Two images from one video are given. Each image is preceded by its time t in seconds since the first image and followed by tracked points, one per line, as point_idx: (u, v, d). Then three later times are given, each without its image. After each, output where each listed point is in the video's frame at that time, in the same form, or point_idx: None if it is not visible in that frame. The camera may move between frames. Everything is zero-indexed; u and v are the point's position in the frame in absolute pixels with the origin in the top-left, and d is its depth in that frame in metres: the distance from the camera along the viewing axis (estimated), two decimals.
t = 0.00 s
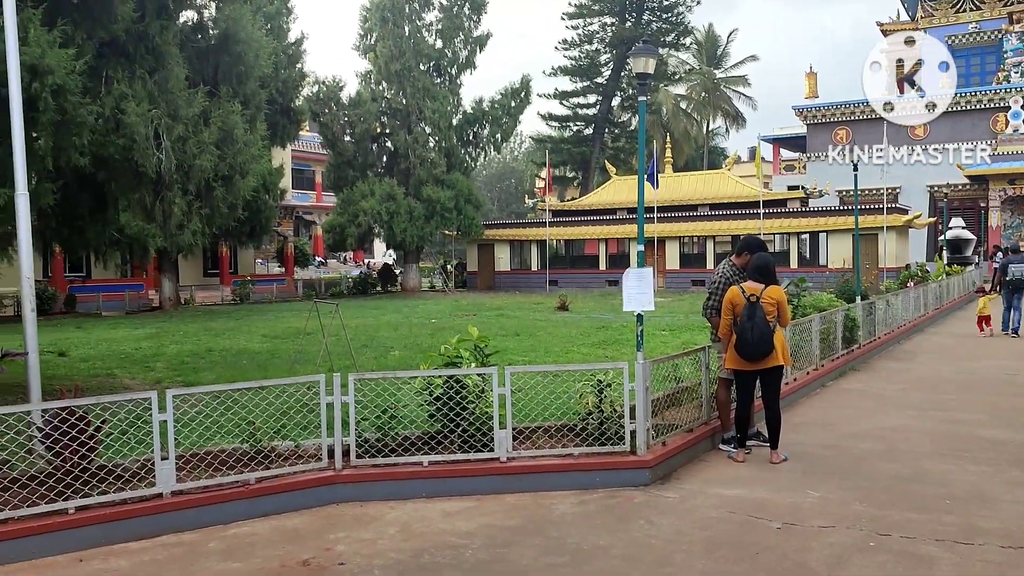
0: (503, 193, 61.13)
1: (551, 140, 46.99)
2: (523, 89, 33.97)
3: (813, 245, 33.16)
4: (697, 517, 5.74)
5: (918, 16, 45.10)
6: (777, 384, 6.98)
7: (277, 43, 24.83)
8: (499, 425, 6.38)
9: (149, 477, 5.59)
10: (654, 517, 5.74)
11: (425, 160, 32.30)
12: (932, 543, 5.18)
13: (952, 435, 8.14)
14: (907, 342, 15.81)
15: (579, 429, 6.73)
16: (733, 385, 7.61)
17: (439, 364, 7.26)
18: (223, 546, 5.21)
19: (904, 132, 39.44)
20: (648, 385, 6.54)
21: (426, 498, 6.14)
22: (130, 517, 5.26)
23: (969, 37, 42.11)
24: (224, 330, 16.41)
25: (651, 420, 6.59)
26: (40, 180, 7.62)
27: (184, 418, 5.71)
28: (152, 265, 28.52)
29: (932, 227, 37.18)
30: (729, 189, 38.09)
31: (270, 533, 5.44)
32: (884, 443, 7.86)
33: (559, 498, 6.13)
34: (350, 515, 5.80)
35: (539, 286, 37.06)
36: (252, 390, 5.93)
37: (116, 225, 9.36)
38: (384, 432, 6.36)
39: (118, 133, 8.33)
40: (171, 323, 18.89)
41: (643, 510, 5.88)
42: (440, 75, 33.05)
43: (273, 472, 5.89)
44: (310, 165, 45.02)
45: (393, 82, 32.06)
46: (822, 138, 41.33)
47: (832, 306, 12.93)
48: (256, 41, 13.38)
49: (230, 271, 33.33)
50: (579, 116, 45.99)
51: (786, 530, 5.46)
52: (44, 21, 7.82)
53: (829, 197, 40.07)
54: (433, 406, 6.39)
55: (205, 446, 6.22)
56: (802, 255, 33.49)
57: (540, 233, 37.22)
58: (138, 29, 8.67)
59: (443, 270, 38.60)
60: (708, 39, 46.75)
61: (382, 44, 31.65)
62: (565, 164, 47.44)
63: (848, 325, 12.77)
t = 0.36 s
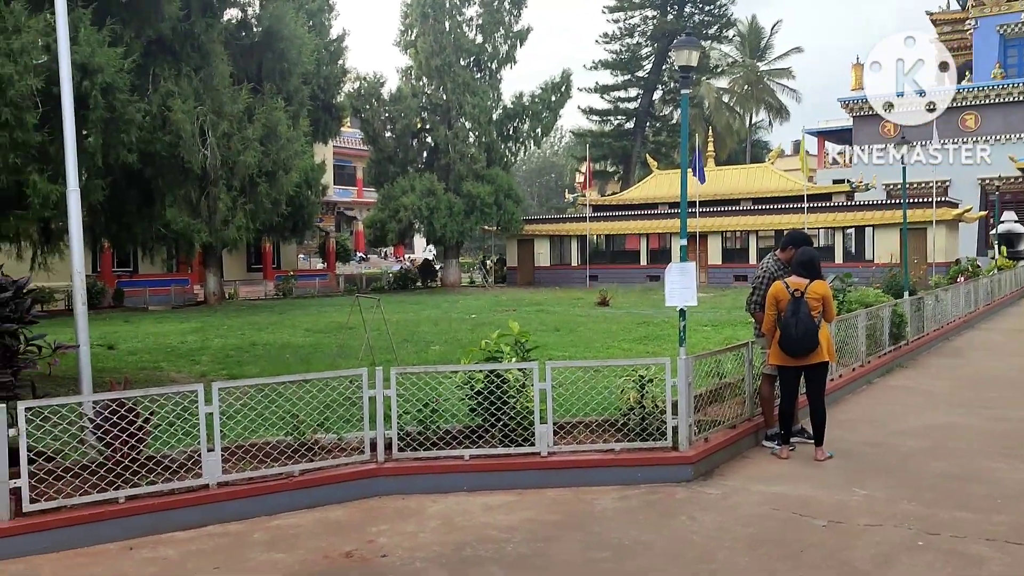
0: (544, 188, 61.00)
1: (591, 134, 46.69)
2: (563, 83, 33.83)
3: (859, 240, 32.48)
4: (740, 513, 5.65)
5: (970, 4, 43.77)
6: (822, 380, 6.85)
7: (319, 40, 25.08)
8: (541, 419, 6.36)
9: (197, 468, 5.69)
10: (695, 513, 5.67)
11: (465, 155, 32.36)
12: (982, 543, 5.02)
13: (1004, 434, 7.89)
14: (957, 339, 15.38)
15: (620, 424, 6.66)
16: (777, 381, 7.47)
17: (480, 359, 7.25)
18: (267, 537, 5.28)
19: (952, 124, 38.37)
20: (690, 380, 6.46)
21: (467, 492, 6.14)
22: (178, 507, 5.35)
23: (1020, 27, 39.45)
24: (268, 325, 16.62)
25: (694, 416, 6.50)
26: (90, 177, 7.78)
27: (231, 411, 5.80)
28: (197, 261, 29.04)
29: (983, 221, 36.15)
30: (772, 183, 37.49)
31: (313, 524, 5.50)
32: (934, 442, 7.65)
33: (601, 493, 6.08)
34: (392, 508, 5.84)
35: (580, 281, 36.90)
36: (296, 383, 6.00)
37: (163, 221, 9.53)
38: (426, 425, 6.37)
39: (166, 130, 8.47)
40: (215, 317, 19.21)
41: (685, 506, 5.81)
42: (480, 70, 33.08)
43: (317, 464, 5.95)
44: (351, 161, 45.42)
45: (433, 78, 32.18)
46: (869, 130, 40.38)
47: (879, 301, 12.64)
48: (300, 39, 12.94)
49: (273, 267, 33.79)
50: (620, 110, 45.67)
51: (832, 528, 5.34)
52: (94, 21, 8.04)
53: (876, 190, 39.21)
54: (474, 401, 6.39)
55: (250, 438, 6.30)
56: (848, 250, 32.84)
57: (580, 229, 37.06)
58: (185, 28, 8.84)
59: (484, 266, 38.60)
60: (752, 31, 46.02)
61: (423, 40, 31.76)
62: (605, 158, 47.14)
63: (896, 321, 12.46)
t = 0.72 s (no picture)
0: (584, 184, 60.77)
1: (632, 131, 46.31)
2: (604, 80, 33.64)
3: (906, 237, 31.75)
4: (780, 514, 5.55)
5: None
6: (867, 380, 6.69)
7: (361, 38, 25.25)
8: (580, 417, 6.33)
9: (240, 462, 5.78)
10: (736, 513, 5.59)
11: (506, 152, 32.37)
12: None
13: None
14: (1008, 339, 14.93)
15: (660, 423, 6.59)
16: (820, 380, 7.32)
17: (519, 356, 7.23)
18: (308, 531, 5.34)
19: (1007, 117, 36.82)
20: (731, 379, 6.37)
21: (506, 489, 6.14)
22: (222, 499, 5.45)
23: None
24: (310, 321, 16.82)
25: (734, 415, 6.41)
26: (137, 175, 7.93)
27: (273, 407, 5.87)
28: (241, 258, 29.54)
29: None
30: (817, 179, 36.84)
31: (353, 519, 5.54)
32: (983, 443, 7.44)
33: (640, 492, 6.03)
34: (431, 504, 5.86)
35: (620, 279, 36.69)
36: (337, 379, 6.05)
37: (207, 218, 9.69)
38: (465, 422, 6.38)
39: (210, 129, 8.59)
40: (259, 313, 19.53)
41: (725, 506, 5.74)
42: (521, 67, 33.04)
43: (357, 459, 6.00)
44: (392, 159, 45.71)
45: (474, 75, 32.29)
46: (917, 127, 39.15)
47: (926, 300, 12.33)
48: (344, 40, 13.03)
49: (315, 263, 34.19)
50: (661, 107, 45.27)
51: (875, 530, 5.22)
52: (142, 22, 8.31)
53: (924, 187, 38.26)
54: (513, 398, 6.38)
55: (292, 434, 6.37)
56: (895, 247, 32.15)
57: (621, 226, 36.84)
58: (229, 28, 8.95)
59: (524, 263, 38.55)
60: (796, 25, 45.20)
61: (464, 38, 31.87)
62: (646, 155, 46.74)
63: (943, 320, 12.15)
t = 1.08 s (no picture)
0: (627, 182, 60.34)
1: (676, 129, 45.78)
2: (647, 78, 33.37)
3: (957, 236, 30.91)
4: (827, 517, 5.44)
5: None
6: (917, 382, 6.51)
7: (404, 37, 25.38)
8: (622, 417, 6.27)
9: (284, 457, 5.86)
10: (780, 515, 5.48)
11: (548, 150, 32.32)
12: None
13: None
14: None
15: (704, 423, 6.49)
16: (868, 381, 7.14)
17: (561, 354, 7.17)
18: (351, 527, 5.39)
19: None
20: (776, 379, 6.24)
21: (548, 488, 6.11)
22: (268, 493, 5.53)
23: None
24: (353, 319, 16.97)
25: (779, 416, 6.29)
26: (185, 174, 8.09)
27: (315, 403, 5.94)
28: (285, 256, 29.96)
29: None
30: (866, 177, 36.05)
31: (394, 515, 5.57)
32: None
33: (683, 493, 5.95)
34: (472, 502, 5.86)
35: (663, 278, 36.36)
36: (380, 376, 6.08)
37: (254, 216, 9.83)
38: (506, 420, 6.36)
39: (257, 128, 8.70)
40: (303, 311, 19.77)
41: (770, 508, 5.64)
42: (564, 65, 32.94)
43: (399, 456, 6.02)
44: (434, 158, 45.89)
45: (516, 73, 32.23)
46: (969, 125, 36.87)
47: (979, 301, 11.97)
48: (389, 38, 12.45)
49: (358, 261, 34.52)
50: (705, 104, 44.73)
51: (925, 535, 5.07)
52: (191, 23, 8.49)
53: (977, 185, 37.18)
54: (555, 397, 6.35)
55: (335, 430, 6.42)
56: (946, 247, 31.34)
57: (665, 224, 36.49)
58: (275, 28, 9.07)
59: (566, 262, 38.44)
60: (845, 20, 44.27)
61: (507, 36, 31.83)
62: (690, 153, 46.20)
63: (997, 322, 11.79)
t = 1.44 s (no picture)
0: (668, 178, 59.78)
1: (717, 124, 45.18)
2: (688, 73, 33.05)
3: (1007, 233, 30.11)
4: (869, 518, 5.32)
5: None
6: (964, 382, 6.32)
7: (444, 34, 25.48)
8: (661, 415, 6.21)
9: (325, 452, 5.91)
10: (822, 516, 5.38)
11: (588, 147, 32.28)
12: None
13: None
14: None
15: (744, 422, 6.39)
16: (913, 380, 6.95)
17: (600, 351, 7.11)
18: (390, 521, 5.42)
19: None
20: (818, 378, 6.11)
21: (585, 485, 6.08)
22: (308, 488, 5.59)
23: None
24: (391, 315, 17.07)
25: (822, 415, 6.16)
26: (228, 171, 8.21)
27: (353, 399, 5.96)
28: (326, 252, 30.27)
29: None
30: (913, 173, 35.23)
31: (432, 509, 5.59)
32: None
33: (722, 492, 5.87)
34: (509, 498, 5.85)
35: (703, 274, 35.98)
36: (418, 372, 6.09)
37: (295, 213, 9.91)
38: (544, 417, 6.33)
39: (298, 126, 8.77)
40: (343, 307, 19.97)
41: (812, 508, 5.53)
42: (604, 61, 32.73)
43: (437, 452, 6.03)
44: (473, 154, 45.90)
45: (555, 70, 32.11)
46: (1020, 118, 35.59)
47: None
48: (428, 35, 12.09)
49: (398, 258, 34.75)
50: (748, 99, 44.08)
51: (972, 539, 4.93)
52: (234, 22, 8.63)
53: None
54: (593, 395, 6.30)
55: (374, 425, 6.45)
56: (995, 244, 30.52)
57: (705, 221, 36.04)
58: (316, 26, 9.16)
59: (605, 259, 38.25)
60: (891, 13, 43.26)
61: (547, 32, 31.73)
62: (732, 149, 45.58)
63: None
